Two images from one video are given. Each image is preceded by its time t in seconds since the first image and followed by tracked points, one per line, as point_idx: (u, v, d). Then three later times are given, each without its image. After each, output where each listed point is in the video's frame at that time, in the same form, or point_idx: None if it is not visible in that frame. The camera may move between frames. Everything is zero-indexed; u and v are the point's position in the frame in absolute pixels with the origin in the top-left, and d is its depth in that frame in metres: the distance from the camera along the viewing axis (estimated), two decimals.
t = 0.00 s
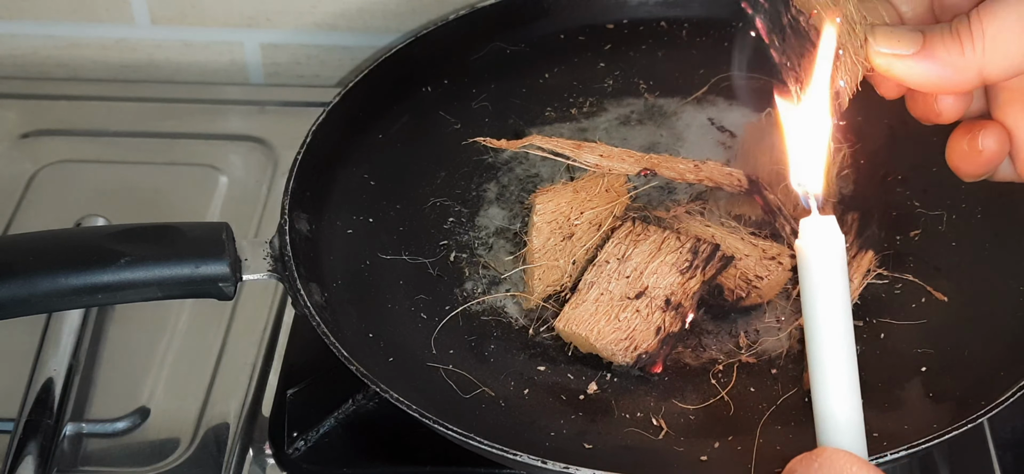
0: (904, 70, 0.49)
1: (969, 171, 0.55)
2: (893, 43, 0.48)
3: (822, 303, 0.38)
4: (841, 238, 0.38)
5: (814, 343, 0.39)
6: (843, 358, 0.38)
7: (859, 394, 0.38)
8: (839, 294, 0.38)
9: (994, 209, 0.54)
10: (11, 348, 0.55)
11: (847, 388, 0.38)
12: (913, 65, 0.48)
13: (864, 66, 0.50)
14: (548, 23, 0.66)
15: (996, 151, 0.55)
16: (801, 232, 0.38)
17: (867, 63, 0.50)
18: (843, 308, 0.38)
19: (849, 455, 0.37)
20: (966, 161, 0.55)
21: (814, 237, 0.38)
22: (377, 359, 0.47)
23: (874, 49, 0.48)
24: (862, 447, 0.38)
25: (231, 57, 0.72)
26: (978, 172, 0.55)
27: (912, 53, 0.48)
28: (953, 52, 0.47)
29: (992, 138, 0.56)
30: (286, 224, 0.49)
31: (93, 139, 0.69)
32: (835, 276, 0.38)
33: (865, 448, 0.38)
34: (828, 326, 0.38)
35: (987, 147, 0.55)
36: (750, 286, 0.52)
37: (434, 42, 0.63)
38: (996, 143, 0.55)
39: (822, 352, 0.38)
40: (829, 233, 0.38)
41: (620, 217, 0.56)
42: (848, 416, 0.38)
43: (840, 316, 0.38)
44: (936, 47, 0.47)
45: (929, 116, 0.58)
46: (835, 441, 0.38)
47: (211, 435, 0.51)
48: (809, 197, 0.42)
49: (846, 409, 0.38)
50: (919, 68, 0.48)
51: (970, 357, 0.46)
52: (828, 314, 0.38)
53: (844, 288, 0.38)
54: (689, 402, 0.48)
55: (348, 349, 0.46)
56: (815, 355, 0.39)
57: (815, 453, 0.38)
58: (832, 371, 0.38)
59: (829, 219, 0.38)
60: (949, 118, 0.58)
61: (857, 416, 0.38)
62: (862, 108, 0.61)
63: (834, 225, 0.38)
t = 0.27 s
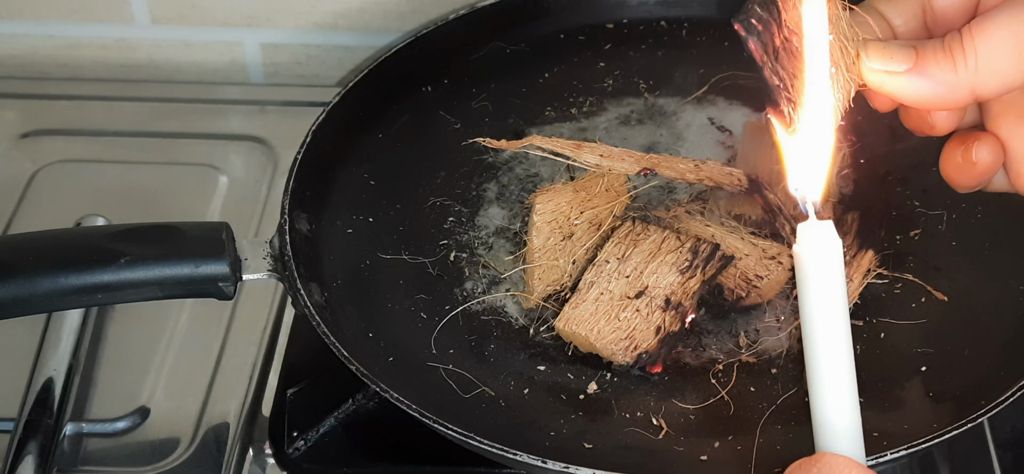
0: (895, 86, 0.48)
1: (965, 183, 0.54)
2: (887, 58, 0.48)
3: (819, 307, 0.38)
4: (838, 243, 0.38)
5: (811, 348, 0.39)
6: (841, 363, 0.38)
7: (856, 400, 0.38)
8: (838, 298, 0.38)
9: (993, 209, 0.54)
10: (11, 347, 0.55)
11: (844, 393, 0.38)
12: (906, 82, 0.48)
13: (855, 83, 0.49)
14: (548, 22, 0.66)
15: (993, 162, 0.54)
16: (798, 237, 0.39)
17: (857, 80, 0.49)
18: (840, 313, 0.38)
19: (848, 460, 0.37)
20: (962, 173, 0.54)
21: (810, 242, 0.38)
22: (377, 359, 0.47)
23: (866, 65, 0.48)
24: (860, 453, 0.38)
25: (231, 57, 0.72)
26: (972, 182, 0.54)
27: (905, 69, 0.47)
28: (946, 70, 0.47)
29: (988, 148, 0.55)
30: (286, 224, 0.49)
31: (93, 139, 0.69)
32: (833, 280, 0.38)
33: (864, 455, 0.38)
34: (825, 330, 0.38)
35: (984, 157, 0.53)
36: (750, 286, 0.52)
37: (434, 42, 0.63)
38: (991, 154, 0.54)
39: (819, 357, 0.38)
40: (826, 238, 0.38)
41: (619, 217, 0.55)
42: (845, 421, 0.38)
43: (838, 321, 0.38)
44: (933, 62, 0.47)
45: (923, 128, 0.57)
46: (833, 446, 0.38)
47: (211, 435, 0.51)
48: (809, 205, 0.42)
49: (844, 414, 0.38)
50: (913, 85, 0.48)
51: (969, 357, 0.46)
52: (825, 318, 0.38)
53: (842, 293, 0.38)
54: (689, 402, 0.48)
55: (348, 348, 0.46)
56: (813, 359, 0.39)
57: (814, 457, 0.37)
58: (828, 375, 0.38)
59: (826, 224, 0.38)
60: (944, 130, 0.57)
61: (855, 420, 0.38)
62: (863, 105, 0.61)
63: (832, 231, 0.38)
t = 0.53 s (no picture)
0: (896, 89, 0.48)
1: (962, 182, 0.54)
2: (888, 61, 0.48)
3: (823, 308, 0.38)
4: (843, 243, 0.38)
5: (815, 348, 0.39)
6: (845, 364, 0.38)
7: (861, 399, 0.38)
8: (842, 298, 0.38)
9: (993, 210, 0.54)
10: (11, 347, 0.55)
11: (850, 394, 0.38)
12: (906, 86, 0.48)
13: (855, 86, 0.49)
14: (548, 22, 0.66)
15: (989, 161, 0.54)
16: (802, 237, 0.38)
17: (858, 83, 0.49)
18: (845, 313, 0.38)
19: (852, 461, 0.37)
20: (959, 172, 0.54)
21: (815, 243, 0.37)
22: (377, 358, 0.47)
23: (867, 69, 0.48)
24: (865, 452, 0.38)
25: (231, 57, 0.72)
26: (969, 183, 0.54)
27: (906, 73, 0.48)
28: (946, 76, 0.47)
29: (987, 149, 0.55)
30: (286, 224, 0.48)
31: (93, 138, 0.69)
32: (837, 281, 0.38)
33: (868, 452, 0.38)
34: (830, 331, 0.38)
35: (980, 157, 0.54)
36: (750, 285, 0.52)
37: (433, 42, 0.63)
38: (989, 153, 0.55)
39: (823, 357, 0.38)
40: (831, 238, 0.37)
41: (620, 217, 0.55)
42: (851, 422, 0.38)
43: (842, 321, 0.38)
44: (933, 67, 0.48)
45: (922, 129, 0.58)
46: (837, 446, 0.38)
47: (211, 435, 0.51)
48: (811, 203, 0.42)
49: (849, 415, 0.38)
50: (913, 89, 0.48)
51: (969, 357, 0.46)
52: (829, 319, 0.38)
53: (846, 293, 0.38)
54: (689, 402, 0.48)
55: (348, 348, 0.46)
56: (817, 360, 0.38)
57: (819, 458, 0.37)
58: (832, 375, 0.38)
59: (831, 224, 0.38)
60: (944, 131, 0.57)
61: (860, 419, 0.38)
62: (864, 104, 0.61)
63: (837, 230, 0.38)
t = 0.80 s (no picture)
0: (901, 90, 0.48)
1: (970, 180, 0.55)
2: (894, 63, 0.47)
3: (827, 307, 0.38)
4: (847, 242, 0.38)
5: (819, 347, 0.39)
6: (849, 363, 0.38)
7: (864, 399, 0.38)
8: (846, 297, 0.38)
9: (993, 210, 0.54)
10: (11, 347, 0.55)
11: (854, 393, 0.38)
12: (911, 87, 0.47)
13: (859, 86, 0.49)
14: (548, 22, 0.66)
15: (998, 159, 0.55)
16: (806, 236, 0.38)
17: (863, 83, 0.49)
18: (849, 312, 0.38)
19: (856, 461, 0.37)
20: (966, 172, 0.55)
21: (818, 242, 0.37)
22: (376, 358, 0.47)
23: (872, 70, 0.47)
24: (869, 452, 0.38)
25: (231, 57, 0.72)
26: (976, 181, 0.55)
27: (911, 75, 0.47)
28: (951, 78, 0.47)
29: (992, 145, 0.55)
30: (286, 224, 0.48)
31: (93, 138, 0.69)
32: (841, 280, 0.38)
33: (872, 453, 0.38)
34: (834, 330, 0.38)
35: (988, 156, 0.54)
36: (750, 285, 0.52)
37: (433, 42, 0.63)
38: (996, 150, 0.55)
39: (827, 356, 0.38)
40: (834, 237, 0.37)
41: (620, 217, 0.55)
42: (854, 421, 0.38)
43: (847, 320, 0.38)
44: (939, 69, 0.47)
45: (927, 126, 0.58)
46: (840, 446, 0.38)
47: (211, 435, 0.51)
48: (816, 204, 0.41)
49: (853, 414, 0.38)
50: (917, 90, 0.48)
51: (970, 357, 0.46)
52: (833, 318, 0.38)
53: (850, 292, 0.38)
54: (689, 402, 0.48)
55: (348, 348, 0.46)
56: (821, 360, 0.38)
57: (823, 458, 0.37)
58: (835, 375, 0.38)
59: (835, 224, 0.38)
60: (948, 127, 0.58)
61: (864, 420, 0.38)
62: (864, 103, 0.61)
63: (840, 230, 0.38)
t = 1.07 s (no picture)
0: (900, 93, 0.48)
1: (969, 183, 0.55)
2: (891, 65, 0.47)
3: (824, 309, 0.38)
4: (844, 245, 0.37)
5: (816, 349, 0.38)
6: (846, 365, 0.38)
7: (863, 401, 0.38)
8: (843, 299, 0.38)
9: (992, 210, 0.54)
10: (11, 347, 0.55)
11: (852, 395, 0.38)
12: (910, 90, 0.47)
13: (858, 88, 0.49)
14: (548, 22, 0.66)
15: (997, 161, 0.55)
16: (803, 239, 0.38)
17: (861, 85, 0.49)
18: (846, 315, 0.38)
19: (852, 464, 0.37)
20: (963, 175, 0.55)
21: (815, 245, 0.37)
22: (376, 358, 0.47)
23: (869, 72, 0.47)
24: (866, 454, 0.38)
25: (231, 57, 0.72)
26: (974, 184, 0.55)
27: (910, 77, 0.47)
28: (950, 81, 0.47)
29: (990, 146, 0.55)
30: (286, 224, 0.48)
31: (93, 138, 0.69)
32: (837, 283, 0.38)
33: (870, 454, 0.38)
34: (831, 332, 0.38)
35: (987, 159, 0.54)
36: (750, 285, 0.52)
37: (434, 42, 0.63)
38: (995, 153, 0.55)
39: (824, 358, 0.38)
40: (831, 240, 0.37)
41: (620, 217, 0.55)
42: (852, 423, 0.38)
43: (844, 322, 0.38)
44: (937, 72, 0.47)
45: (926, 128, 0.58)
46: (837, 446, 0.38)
47: (211, 435, 0.51)
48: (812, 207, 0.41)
49: (851, 417, 0.38)
50: (916, 93, 0.47)
51: (970, 357, 0.46)
52: (830, 319, 0.38)
53: (847, 294, 0.38)
54: (689, 402, 0.48)
55: (348, 348, 0.46)
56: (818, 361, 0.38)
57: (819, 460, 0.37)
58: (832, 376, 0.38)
59: (831, 227, 0.38)
60: (947, 129, 0.58)
61: (861, 421, 0.38)
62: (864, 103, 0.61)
63: (837, 233, 0.37)
